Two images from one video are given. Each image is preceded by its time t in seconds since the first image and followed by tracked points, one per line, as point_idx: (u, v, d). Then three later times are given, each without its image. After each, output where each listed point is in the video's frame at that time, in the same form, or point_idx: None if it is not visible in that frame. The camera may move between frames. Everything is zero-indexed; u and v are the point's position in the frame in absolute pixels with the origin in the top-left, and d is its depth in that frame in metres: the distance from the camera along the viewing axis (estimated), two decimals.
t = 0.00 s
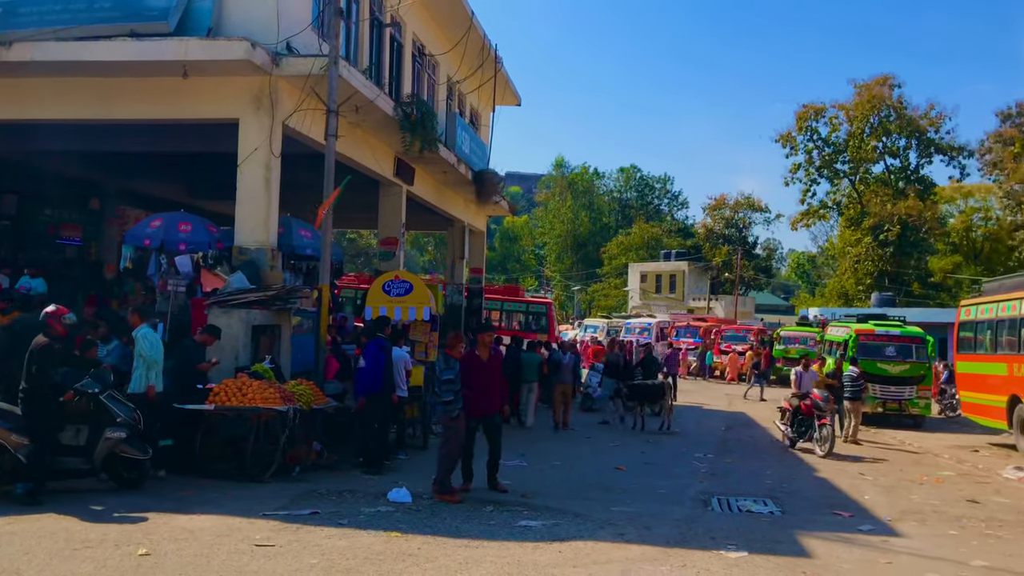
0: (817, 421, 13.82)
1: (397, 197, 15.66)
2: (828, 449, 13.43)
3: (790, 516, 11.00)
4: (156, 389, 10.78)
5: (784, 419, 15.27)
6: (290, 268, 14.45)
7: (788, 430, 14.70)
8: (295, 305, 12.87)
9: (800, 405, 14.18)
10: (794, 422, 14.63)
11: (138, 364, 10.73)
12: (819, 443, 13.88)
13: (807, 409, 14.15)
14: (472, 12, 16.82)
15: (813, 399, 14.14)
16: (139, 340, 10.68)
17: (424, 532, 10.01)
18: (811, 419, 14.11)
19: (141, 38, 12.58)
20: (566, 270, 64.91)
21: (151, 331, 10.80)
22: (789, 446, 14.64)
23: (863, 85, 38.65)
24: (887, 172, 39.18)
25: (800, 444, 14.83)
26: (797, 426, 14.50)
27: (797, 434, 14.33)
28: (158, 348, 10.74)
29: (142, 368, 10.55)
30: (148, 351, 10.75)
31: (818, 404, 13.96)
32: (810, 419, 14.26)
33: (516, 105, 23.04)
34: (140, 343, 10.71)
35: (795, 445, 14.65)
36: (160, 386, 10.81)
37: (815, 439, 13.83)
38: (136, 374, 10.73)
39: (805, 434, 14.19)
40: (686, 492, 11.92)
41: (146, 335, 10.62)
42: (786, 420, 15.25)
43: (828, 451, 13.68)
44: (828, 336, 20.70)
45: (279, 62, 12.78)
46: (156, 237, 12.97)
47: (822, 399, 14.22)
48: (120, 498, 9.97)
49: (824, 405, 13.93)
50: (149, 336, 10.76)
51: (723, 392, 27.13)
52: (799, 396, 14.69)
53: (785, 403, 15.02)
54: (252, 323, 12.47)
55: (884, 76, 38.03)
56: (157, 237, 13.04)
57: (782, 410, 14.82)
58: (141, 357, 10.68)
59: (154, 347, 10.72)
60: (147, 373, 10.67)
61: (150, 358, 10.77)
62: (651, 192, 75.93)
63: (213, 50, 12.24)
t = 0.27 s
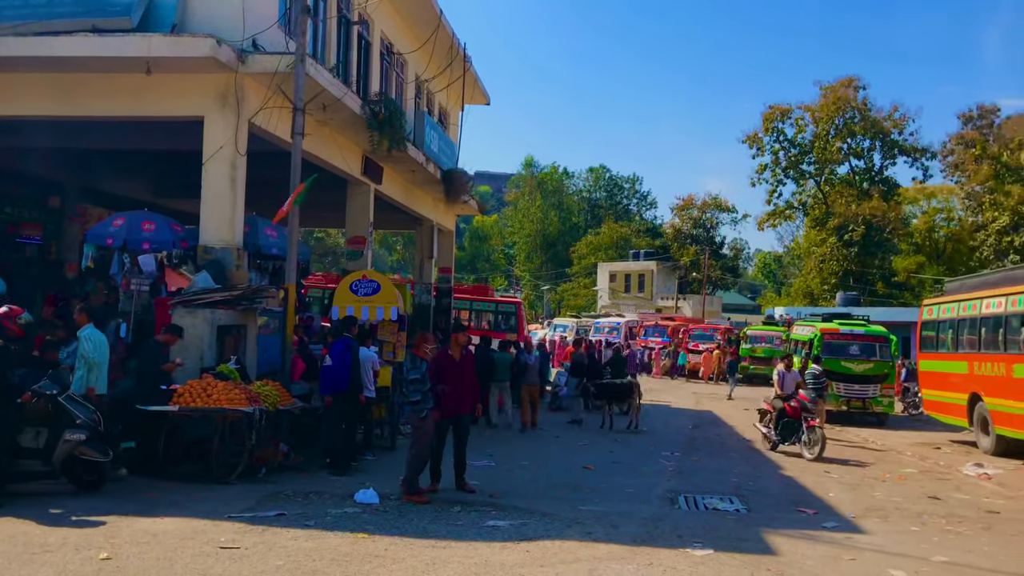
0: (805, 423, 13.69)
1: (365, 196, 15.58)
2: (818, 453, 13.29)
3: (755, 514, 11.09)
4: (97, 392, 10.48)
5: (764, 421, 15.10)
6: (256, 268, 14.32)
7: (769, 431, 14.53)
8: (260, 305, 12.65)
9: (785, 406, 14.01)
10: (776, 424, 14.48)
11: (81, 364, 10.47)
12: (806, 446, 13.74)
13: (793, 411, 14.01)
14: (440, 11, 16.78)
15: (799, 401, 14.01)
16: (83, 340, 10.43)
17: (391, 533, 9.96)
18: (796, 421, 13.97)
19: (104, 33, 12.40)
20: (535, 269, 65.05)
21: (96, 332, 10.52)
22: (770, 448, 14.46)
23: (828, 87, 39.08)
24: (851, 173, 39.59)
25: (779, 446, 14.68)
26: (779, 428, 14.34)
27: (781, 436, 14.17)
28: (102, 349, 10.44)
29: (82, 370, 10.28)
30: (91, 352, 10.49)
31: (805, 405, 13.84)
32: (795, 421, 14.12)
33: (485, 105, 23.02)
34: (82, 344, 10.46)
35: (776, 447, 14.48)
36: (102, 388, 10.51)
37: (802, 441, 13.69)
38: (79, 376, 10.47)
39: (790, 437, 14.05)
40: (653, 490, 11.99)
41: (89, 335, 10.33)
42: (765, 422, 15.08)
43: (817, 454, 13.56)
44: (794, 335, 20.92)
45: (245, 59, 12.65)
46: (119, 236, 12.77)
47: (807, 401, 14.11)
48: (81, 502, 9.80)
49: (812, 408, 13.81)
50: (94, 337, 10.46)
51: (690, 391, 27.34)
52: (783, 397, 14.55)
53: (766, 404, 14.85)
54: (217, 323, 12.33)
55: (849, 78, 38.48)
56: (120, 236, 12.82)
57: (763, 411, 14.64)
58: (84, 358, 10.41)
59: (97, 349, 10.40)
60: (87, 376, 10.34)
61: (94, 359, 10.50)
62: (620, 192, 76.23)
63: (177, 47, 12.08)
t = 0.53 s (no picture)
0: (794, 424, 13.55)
1: (331, 194, 15.50)
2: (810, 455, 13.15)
3: (718, 511, 11.20)
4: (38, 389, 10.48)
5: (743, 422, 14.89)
6: (219, 266, 14.17)
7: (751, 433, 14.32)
8: (224, 302, 12.52)
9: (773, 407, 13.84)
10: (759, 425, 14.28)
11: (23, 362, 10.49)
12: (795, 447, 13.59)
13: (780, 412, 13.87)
14: (406, 9, 16.73)
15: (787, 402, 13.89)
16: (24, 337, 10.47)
17: (355, 532, 9.91)
18: (783, 422, 13.82)
19: (63, 27, 12.20)
20: (502, 268, 65.08)
21: (38, 329, 10.55)
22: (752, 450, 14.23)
23: (792, 88, 39.53)
24: (814, 174, 40.13)
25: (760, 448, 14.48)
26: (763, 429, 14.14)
27: (766, 437, 13.97)
28: (41, 346, 10.46)
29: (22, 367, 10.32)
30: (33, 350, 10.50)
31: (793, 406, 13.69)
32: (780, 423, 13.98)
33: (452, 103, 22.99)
34: (24, 341, 10.51)
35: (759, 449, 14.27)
36: (42, 386, 10.48)
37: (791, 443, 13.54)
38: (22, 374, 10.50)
39: (776, 438, 13.87)
40: (617, 488, 12.05)
41: (28, 332, 10.37)
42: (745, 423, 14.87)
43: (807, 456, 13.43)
44: (757, 333, 21.15)
45: (209, 55, 12.50)
46: (78, 233, 12.53)
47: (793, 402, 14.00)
48: (38, 504, 9.63)
49: (800, 409, 13.72)
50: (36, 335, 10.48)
51: (655, 389, 27.53)
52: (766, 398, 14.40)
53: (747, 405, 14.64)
54: (180, 322, 12.19)
55: (812, 80, 38.96)
56: (80, 233, 12.58)
57: (745, 412, 14.42)
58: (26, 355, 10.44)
59: (37, 346, 10.44)
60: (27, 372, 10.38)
61: (36, 357, 10.50)
62: (587, 191, 76.49)
63: (139, 42, 11.91)
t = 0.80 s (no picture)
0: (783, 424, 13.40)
1: (293, 187, 15.35)
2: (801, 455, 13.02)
3: (679, 504, 11.30)
4: None
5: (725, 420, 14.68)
6: (179, 260, 13.98)
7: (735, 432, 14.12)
8: (183, 297, 12.19)
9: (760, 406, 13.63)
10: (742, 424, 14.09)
11: None
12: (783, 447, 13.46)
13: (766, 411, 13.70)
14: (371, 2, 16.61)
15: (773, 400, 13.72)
16: None
17: (316, 529, 9.84)
18: (769, 421, 13.65)
19: (18, 14, 11.92)
20: (467, 263, 65.04)
21: None
22: (736, 450, 14.04)
23: (754, 86, 39.98)
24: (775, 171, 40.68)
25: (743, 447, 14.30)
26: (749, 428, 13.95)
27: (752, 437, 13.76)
28: None
29: None
30: None
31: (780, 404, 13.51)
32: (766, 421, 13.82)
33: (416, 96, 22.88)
34: None
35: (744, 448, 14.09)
36: None
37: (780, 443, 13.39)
38: None
39: (762, 438, 13.68)
40: (580, 482, 12.10)
41: None
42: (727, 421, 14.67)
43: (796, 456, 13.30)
44: (719, 328, 21.38)
45: (168, 45, 12.28)
46: (32, 224, 12.38)
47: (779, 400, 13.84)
48: None
49: (787, 408, 13.57)
50: None
51: (618, 383, 27.71)
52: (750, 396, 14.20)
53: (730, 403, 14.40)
54: (137, 316, 12.00)
55: (774, 78, 39.44)
56: (34, 225, 12.44)
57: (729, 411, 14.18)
58: None
59: None
60: None
61: None
62: (552, 186, 76.68)
63: (96, 31, 11.67)
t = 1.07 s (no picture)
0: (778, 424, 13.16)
1: (260, 183, 15.21)
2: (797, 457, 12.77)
3: (648, 500, 11.37)
4: None
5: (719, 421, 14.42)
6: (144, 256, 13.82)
7: (728, 433, 13.89)
8: (150, 293, 12.23)
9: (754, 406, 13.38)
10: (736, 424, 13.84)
11: None
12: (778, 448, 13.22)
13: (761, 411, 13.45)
14: None
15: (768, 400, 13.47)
16: None
17: (284, 527, 9.76)
18: (764, 421, 13.40)
19: None
20: (437, 259, 64.88)
21: None
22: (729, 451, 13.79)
23: (723, 85, 40.28)
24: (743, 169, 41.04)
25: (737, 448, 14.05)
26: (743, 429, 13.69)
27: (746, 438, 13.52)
28: None
29: None
30: None
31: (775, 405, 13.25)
32: (760, 422, 13.56)
33: (386, 92, 22.74)
34: None
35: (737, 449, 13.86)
36: None
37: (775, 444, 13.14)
38: None
39: (756, 438, 13.46)
40: (549, 479, 12.13)
41: None
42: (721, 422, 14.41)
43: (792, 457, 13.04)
44: (687, 325, 21.54)
45: (132, 37, 12.10)
46: None
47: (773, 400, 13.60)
48: None
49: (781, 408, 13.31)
50: None
51: (587, 380, 27.81)
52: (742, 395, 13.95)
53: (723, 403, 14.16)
54: (101, 313, 11.84)
55: (742, 77, 39.76)
56: None
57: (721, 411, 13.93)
58: None
59: None
60: None
61: None
62: (522, 183, 76.71)
63: (58, 23, 11.48)
